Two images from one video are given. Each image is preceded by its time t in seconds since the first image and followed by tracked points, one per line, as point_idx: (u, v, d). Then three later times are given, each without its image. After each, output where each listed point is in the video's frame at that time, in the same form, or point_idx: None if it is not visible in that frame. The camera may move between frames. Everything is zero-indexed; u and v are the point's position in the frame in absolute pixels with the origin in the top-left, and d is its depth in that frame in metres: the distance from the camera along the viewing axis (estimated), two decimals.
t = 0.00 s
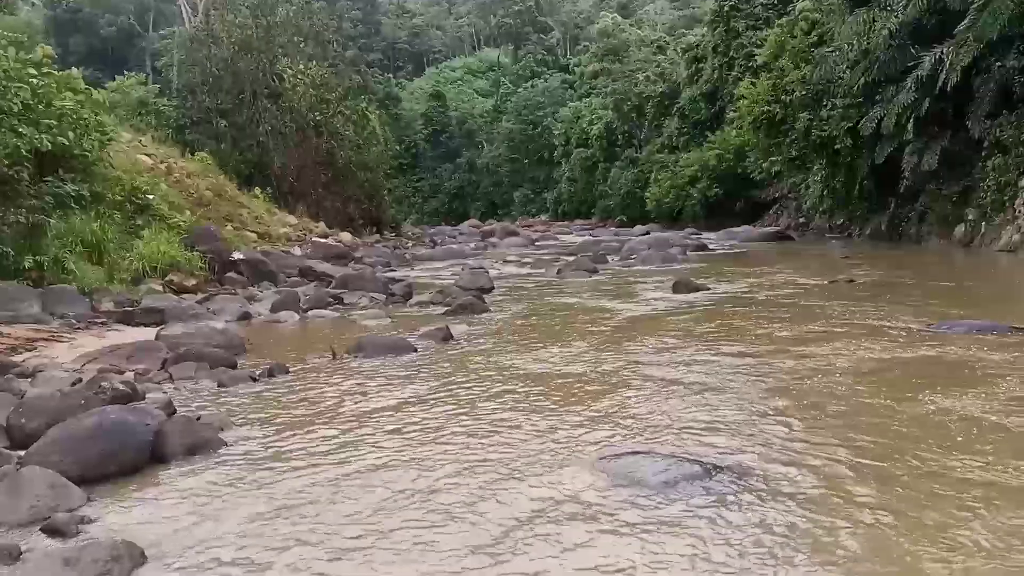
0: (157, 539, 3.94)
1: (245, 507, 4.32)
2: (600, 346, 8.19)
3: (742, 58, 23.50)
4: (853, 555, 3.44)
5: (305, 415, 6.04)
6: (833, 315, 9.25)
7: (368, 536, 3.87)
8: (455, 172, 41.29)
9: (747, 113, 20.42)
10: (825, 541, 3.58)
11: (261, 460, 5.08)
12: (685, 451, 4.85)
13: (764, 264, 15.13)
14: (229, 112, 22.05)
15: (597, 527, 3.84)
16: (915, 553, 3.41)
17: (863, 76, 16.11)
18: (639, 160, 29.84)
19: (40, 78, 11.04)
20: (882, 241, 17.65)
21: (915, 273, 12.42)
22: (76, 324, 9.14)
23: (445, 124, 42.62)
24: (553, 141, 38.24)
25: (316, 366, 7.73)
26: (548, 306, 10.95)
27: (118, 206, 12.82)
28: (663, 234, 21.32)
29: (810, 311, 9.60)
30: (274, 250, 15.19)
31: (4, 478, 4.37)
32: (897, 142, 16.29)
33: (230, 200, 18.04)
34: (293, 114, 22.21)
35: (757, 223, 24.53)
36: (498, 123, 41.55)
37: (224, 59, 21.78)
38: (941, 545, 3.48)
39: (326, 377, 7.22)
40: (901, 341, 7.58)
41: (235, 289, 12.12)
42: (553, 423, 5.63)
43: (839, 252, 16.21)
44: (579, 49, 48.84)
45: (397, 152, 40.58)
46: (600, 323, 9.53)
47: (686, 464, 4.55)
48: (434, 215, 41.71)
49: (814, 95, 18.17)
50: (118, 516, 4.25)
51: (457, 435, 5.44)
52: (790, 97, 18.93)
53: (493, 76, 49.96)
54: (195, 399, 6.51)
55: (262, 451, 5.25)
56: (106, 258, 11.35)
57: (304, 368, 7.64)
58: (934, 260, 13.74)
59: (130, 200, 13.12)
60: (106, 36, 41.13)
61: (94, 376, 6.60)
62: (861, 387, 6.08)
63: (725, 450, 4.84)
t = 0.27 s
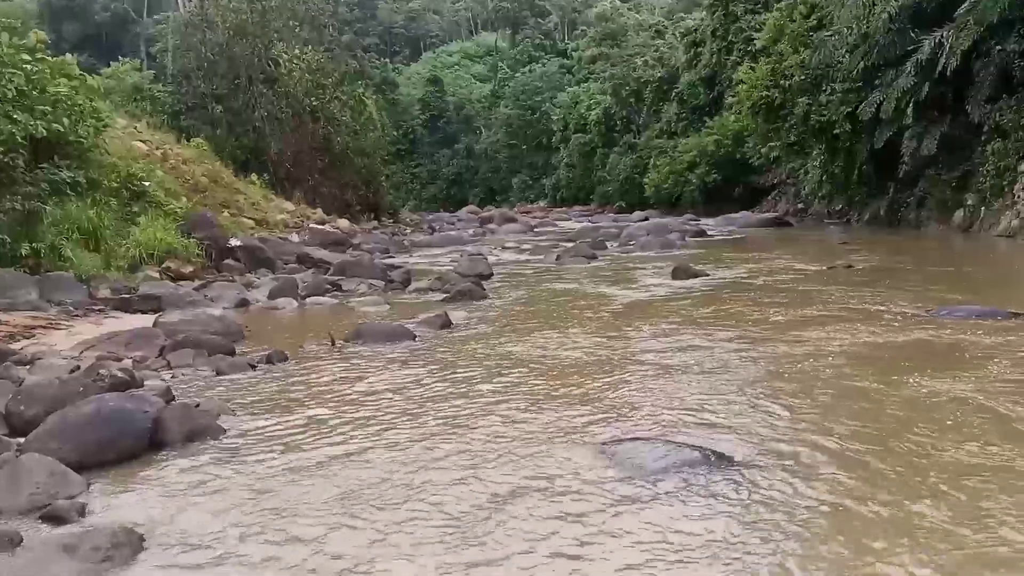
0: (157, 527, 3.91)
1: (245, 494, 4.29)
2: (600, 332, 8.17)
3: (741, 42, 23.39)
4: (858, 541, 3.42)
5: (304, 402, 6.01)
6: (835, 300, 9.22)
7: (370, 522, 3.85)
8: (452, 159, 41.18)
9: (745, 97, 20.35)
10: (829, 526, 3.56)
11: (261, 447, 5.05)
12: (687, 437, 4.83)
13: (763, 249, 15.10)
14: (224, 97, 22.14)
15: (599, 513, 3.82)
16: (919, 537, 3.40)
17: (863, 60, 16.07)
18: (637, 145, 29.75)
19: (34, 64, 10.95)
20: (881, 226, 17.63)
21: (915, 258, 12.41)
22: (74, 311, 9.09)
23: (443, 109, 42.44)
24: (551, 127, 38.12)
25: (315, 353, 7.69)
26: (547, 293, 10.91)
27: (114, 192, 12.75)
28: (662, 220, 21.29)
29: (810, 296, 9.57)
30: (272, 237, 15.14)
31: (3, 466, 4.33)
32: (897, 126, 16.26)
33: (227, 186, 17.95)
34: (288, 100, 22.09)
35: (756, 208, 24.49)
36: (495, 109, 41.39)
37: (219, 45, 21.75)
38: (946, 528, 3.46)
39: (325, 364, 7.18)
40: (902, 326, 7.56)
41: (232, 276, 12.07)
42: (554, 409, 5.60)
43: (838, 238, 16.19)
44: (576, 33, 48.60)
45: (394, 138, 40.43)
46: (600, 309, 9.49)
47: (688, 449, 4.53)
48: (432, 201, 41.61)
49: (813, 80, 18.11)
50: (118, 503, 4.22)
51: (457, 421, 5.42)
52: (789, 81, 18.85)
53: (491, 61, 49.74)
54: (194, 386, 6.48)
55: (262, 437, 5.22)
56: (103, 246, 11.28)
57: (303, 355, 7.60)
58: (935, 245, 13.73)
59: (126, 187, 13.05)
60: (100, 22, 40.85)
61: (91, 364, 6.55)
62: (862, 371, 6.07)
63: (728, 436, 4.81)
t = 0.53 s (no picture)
0: (157, 518, 3.91)
1: (242, 485, 4.30)
2: (599, 323, 8.18)
3: (739, 32, 23.36)
4: (856, 532, 3.43)
5: (304, 393, 6.03)
6: (832, 292, 9.23)
7: (368, 513, 3.88)
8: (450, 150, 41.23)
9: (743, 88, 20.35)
10: (826, 518, 3.58)
11: (262, 438, 5.06)
12: (687, 428, 4.84)
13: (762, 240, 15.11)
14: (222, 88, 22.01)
15: (597, 503, 3.84)
16: (913, 529, 3.42)
17: (861, 51, 16.08)
18: (636, 136, 29.72)
19: (30, 55, 10.93)
20: (879, 217, 17.63)
21: (913, 250, 12.42)
22: (73, 302, 9.09)
23: (441, 100, 42.38)
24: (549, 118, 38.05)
25: (314, 344, 7.69)
26: (545, 284, 10.91)
27: (112, 183, 12.73)
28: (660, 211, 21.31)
29: (809, 287, 9.58)
30: (270, 228, 15.12)
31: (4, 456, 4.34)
32: (895, 117, 16.26)
33: (225, 177, 17.93)
34: (285, 91, 22.08)
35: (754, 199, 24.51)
36: (493, 100, 41.33)
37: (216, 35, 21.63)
38: (941, 521, 3.48)
39: (324, 356, 7.18)
40: (898, 318, 7.58)
41: (231, 268, 12.07)
42: (553, 400, 5.62)
43: (836, 228, 16.20)
44: (574, 24, 48.46)
45: (392, 129, 40.41)
46: (599, 300, 9.50)
47: (686, 440, 4.55)
48: (430, 192, 41.60)
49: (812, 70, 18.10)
50: (118, 494, 4.23)
51: (456, 413, 5.44)
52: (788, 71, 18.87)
53: (489, 51, 49.63)
54: (193, 377, 6.49)
55: (262, 428, 5.24)
56: (102, 237, 11.26)
57: (302, 346, 7.60)
58: (932, 236, 13.75)
59: (124, 178, 13.03)
60: (98, 13, 40.71)
61: (91, 355, 6.56)
62: (862, 363, 6.09)
63: (726, 427, 4.83)
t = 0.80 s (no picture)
0: (160, 511, 3.92)
1: (244, 479, 4.32)
2: (600, 318, 8.19)
3: (740, 27, 23.36)
4: (856, 525, 3.44)
5: (305, 387, 6.04)
6: (832, 286, 9.23)
7: (368, 507, 3.88)
8: (450, 144, 41.21)
9: (744, 83, 20.38)
10: (825, 512, 3.59)
11: (263, 432, 5.07)
12: (687, 422, 4.85)
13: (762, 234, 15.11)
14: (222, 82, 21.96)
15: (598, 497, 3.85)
16: (915, 524, 3.42)
17: (862, 45, 16.08)
18: (636, 131, 29.71)
19: (31, 49, 10.93)
20: (879, 212, 17.62)
21: (914, 244, 12.42)
22: (73, 296, 9.10)
23: (440, 94, 42.36)
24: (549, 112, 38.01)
25: (315, 338, 7.70)
26: (546, 279, 10.91)
27: (113, 177, 12.73)
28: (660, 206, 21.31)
29: (809, 282, 9.58)
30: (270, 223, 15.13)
31: (6, 449, 4.35)
32: (896, 112, 16.26)
33: (225, 172, 17.94)
34: (286, 85, 22.15)
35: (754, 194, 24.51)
36: (493, 95, 41.30)
37: (216, 29, 21.60)
38: (942, 516, 3.48)
39: (325, 350, 7.19)
40: (898, 313, 7.58)
41: (232, 262, 12.07)
42: (554, 394, 5.63)
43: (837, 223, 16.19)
44: (574, 18, 48.41)
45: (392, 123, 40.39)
46: (599, 294, 9.50)
47: (686, 434, 4.56)
48: (430, 187, 41.59)
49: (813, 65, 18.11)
50: (120, 488, 4.24)
51: (457, 406, 5.44)
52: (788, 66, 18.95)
53: (489, 46, 49.58)
54: (194, 371, 6.49)
55: (263, 422, 5.24)
56: (102, 231, 11.29)
57: (303, 340, 7.61)
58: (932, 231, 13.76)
59: (124, 172, 13.04)
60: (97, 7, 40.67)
61: (93, 348, 6.57)
62: (863, 357, 6.10)
63: (727, 422, 4.84)
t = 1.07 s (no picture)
0: (168, 507, 3.94)
1: (251, 475, 4.33)
2: (607, 316, 8.18)
3: (748, 24, 23.32)
4: (861, 525, 3.45)
5: (312, 385, 6.05)
6: (839, 285, 9.21)
7: (373, 505, 3.89)
8: (457, 142, 41.22)
9: (751, 81, 20.39)
10: (831, 511, 3.59)
11: (270, 429, 5.08)
12: (693, 421, 4.85)
13: (768, 232, 15.08)
14: (228, 79, 21.98)
15: (603, 496, 3.85)
16: (924, 526, 3.41)
17: (870, 43, 16.04)
18: (642, 129, 29.66)
19: (40, 47, 10.98)
20: (887, 210, 17.57)
21: (922, 243, 12.38)
22: (81, 293, 9.13)
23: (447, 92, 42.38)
24: (556, 110, 37.96)
25: (322, 335, 7.72)
26: (553, 277, 10.91)
27: (120, 174, 12.77)
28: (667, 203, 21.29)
29: (816, 281, 9.56)
30: (277, 220, 15.17)
31: (14, 445, 4.37)
32: (905, 110, 16.22)
33: (232, 169, 17.98)
34: (296, 82, 22.37)
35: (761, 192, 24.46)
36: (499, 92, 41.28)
37: (224, 26, 21.63)
38: (948, 517, 3.48)
39: (331, 348, 7.20)
40: (906, 313, 7.55)
41: (238, 259, 12.10)
42: (561, 392, 5.63)
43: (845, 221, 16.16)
44: (581, 16, 48.35)
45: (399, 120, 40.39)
46: (605, 292, 9.50)
47: (694, 433, 4.55)
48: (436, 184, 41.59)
49: (822, 62, 18.08)
50: (128, 483, 4.26)
51: (463, 405, 5.45)
52: (796, 63, 19.01)
53: (495, 43, 49.55)
54: (201, 368, 6.51)
55: (269, 420, 5.26)
56: (109, 228, 11.39)
57: (310, 338, 7.62)
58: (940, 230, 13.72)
59: (132, 169, 13.08)
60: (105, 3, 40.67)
61: (100, 345, 6.59)
62: (870, 357, 6.09)
63: (733, 421, 4.84)
